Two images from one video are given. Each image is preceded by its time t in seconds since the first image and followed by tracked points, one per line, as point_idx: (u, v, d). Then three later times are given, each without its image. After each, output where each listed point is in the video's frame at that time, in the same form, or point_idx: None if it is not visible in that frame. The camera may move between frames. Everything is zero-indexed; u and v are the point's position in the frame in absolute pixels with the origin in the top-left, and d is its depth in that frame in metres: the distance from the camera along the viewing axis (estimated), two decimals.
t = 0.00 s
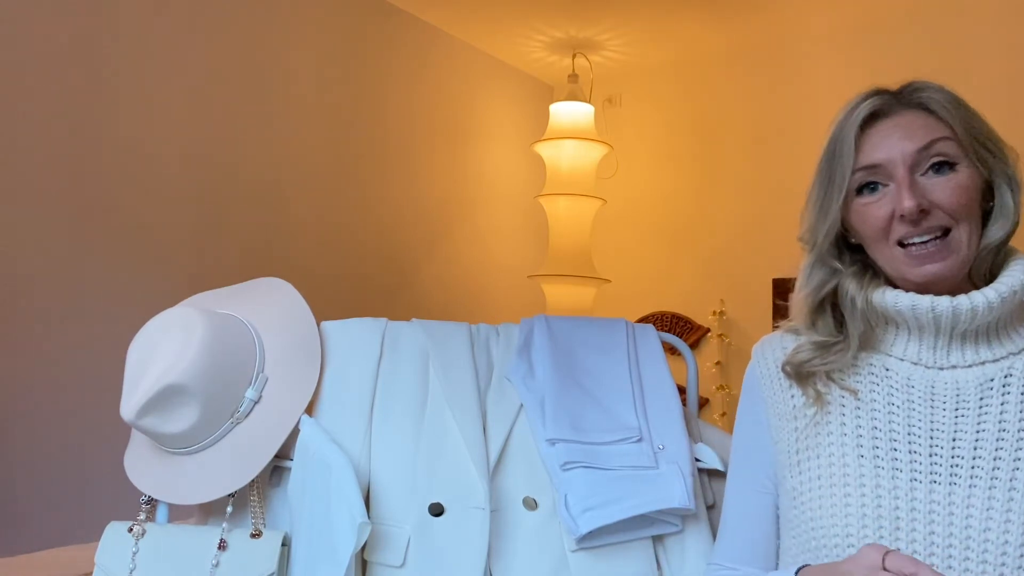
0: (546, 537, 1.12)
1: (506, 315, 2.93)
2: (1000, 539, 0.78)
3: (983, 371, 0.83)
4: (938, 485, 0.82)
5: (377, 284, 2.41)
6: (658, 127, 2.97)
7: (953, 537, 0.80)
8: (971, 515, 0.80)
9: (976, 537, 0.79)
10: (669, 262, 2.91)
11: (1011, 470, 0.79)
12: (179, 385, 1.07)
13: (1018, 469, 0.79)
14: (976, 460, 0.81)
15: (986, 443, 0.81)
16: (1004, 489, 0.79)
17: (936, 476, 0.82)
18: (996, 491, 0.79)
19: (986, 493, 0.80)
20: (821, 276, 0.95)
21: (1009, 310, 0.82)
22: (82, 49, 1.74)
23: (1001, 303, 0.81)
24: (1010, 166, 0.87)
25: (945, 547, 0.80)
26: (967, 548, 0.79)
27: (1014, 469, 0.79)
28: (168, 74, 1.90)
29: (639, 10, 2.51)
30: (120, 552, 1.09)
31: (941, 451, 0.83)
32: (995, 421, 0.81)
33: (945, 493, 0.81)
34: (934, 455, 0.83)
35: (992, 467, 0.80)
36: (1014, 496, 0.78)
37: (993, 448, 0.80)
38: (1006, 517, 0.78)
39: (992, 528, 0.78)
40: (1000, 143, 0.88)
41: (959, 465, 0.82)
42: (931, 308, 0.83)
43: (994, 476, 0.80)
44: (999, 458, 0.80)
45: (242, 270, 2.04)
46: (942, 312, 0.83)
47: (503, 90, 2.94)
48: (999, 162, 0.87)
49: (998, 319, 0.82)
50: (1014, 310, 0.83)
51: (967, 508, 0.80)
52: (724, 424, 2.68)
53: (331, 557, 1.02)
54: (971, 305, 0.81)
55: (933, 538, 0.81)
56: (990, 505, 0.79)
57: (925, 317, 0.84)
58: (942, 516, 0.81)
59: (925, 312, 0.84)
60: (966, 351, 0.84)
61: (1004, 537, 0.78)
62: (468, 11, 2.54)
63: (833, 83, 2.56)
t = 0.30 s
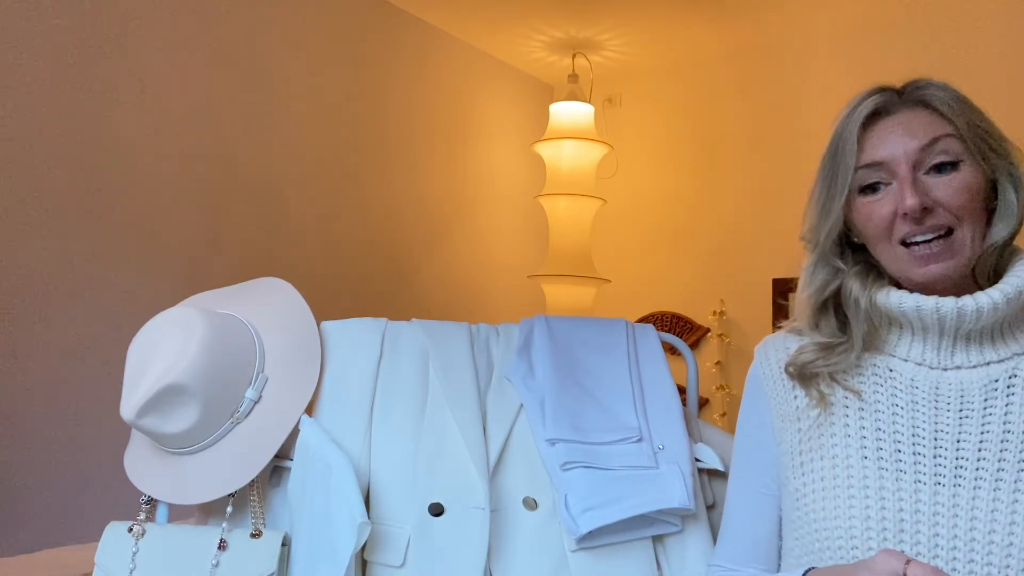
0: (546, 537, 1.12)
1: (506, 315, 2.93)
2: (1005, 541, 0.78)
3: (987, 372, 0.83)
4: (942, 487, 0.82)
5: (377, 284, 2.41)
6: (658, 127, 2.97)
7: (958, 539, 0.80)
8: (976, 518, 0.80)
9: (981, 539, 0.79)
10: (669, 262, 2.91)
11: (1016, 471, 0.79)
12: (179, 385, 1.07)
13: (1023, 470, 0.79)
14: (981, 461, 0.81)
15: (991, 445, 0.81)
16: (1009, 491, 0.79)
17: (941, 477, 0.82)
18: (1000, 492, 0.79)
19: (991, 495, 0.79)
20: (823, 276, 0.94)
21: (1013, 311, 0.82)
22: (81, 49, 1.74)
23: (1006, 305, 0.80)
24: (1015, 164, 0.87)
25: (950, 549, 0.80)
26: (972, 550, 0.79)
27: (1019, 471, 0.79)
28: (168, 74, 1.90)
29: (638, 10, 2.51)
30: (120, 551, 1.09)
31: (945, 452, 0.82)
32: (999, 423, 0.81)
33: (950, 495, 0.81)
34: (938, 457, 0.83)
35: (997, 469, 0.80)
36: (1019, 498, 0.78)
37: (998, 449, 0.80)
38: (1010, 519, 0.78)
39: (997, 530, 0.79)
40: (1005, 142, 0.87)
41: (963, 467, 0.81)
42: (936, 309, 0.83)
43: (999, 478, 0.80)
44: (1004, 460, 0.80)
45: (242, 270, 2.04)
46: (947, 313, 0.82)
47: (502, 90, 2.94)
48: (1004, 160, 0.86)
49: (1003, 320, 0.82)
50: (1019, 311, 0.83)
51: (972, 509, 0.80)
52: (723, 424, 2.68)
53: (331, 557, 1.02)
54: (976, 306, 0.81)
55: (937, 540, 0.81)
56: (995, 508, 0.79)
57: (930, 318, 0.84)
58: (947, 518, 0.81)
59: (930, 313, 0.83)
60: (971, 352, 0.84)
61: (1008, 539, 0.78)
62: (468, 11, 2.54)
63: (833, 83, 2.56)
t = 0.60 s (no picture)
0: (546, 537, 1.12)
1: (506, 315, 2.93)
2: (1012, 541, 0.78)
3: (992, 372, 0.82)
4: (948, 487, 0.82)
5: (377, 284, 2.41)
6: (658, 127, 2.97)
7: (964, 539, 0.80)
8: (982, 518, 0.80)
9: (987, 539, 0.79)
10: (669, 262, 2.91)
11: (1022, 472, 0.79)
12: (179, 385, 1.07)
13: None
14: (986, 461, 0.81)
15: (996, 445, 0.80)
16: (1015, 491, 0.79)
17: (947, 478, 0.82)
18: (1006, 492, 0.79)
19: (997, 495, 0.79)
20: (827, 277, 0.93)
21: (1018, 311, 0.81)
22: (82, 49, 1.74)
23: (1011, 305, 0.80)
24: (1019, 167, 0.86)
25: (956, 548, 0.80)
26: (978, 549, 0.79)
27: None
28: (167, 74, 1.90)
29: (639, 10, 2.51)
30: (120, 551, 1.09)
31: (951, 453, 0.82)
32: (1004, 423, 0.81)
33: (956, 495, 0.81)
34: (943, 458, 0.82)
35: (1002, 468, 0.80)
36: None
37: (1003, 450, 0.80)
38: (1017, 520, 0.78)
39: (1003, 530, 0.78)
40: (1009, 145, 0.87)
41: (969, 467, 0.81)
42: (942, 310, 0.82)
43: (1004, 478, 0.80)
44: (1009, 460, 0.80)
45: (242, 270, 2.04)
46: (952, 313, 0.81)
47: (502, 90, 2.94)
48: (1007, 164, 0.86)
49: (1007, 320, 0.81)
50: (1022, 311, 0.82)
51: (978, 510, 0.80)
52: (723, 424, 2.68)
53: (331, 557, 1.02)
54: (981, 306, 0.80)
55: (944, 540, 0.81)
56: (1001, 508, 0.79)
57: (934, 318, 0.83)
58: (953, 518, 0.81)
59: (935, 313, 0.82)
60: (975, 352, 0.83)
61: (1015, 539, 0.78)
62: (468, 11, 2.54)
63: (832, 83, 2.57)
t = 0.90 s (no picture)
0: (547, 537, 1.12)
1: (506, 315, 2.93)
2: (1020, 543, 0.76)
3: (996, 372, 0.80)
4: (954, 489, 0.80)
5: (377, 284, 2.41)
6: (658, 127, 2.97)
7: (972, 542, 0.78)
8: (989, 520, 0.78)
9: (995, 542, 0.77)
10: (669, 262, 2.91)
11: None
12: (179, 385, 1.07)
13: None
14: (992, 463, 0.79)
15: (1001, 446, 0.79)
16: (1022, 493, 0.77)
17: (953, 480, 0.80)
18: (1013, 494, 0.77)
19: (1004, 497, 0.78)
20: (829, 277, 0.92)
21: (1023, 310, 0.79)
22: (81, 50, 1.74)
23: (1016, 305, 0.78)
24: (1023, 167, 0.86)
25: (964, 552, 0.78)
26: (986, 552, 0.78)
27: None
28: (167, 74, 1.90)
29: (639, 10, 2.51)
30: (120, 551, 1.09)
31: (957, 455, 0.80)
32: (1009, 423, 0.79)
33: (963, 498, 0.79)
34: (949, 460, 0.80)
35: (1008, 470, 0.78)
36: None
37: (1009, 451, 0.78)
38: None
39: (1011, 532, 0.77)
40: (1013, 144, 0.86)
41: (975, 470, 0.79)
42: (947, 311, 0.80)
43: (1011, 480, 0.78)
44: (1015, 461, 0.78)
45: (241, 270, 2.04)
46: (958, 314, 0.79)
47: (502, 90, 2.94)
48: (1012, 163, 0.86)
49: (1012, 321, 0.80)
50: None
51: (985, 512, 0.78)
52: (723, 424, 2.68)
53: (331, 556, 1.03)
54: (987, 306, 0.78)
55: (951, 544, 0.79)
56: (1008, 510, 0.77)
57: (939, 319, 0.81)
58: (960, 521, 0.79)
59: (940, 315, 0.81)
60: (980, 353, 0.81)
61: None
62: (469, 11, 2.54)
63: (833, 83, 2.57)
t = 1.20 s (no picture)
0: (547, 537, 1.12)
1: (506, 315, 2.93)
2: None
3: (997, 373, 0.80)
4: (958, 491, 0.79)
5: (377, 284, 2.41)
6: (658, 127, 2.97)
7: (976, 543, 0.78)
8: (993, 521, 0.77)
9: (999, 543, 0.77)
10: (669, 262, 2.91)
11: None
12: (179, 385, 1.07)
13: None
14: (994, 464, 0.78)
15: (1004, 447, 0.78)
16: None
17: (956, 482, 0.79)
18: (1016, 495, 0.77)
19: (1007, 498, 0.77)
20: (829, 275, 0.92)
21: None
22: (82, 49, 1.74)
23: (1017, 305, 0.78)
24: None
25: (969, 553, 0.78)
26: (990, 554, 0.77)
27: None
28: (167, 74, 1.90)
29: (639, 10, 2.51)
30: (120, 551, 1.10)
31: (959, 456, 0.80)
32: (1011, 423, 0.78)
33: (966, 499, 0.79)
34: (952, 462, 0.80)
35: (1011, 471, 0.78)
36: None
37: (1012, 452, 0.78)
38: None
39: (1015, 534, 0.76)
40: (1016, 142, 0.86)
41: (978, 471, 0.79)
42: (949, 313, 0.79)
43: (1014, 481, 0.77)
44: (1017, 462, 0.78)
45: (241, 270, 2.04)
46: (960, 316, 0.79)
47: (502, 90, 2.94)
48: (1014, 162, 0.85)
49: (1012, 321, 0.79)
50: None
51: (989, 514, 0.78)
52: (723, 424, 2.68)
53: (331, 556, 1.03)
54: (989, 307, 0.78)
55: (956, 545, 0.78)
56: (1012, 510, 0.77)
57: (941, 320, 0.80)
58: (964, 522, 0.78)
59: (942, 316, 0.80)
60: (981, 353, 0.81)
61: None
62: (469, 11, 2.54)
63: (833, 83, 2.56)
